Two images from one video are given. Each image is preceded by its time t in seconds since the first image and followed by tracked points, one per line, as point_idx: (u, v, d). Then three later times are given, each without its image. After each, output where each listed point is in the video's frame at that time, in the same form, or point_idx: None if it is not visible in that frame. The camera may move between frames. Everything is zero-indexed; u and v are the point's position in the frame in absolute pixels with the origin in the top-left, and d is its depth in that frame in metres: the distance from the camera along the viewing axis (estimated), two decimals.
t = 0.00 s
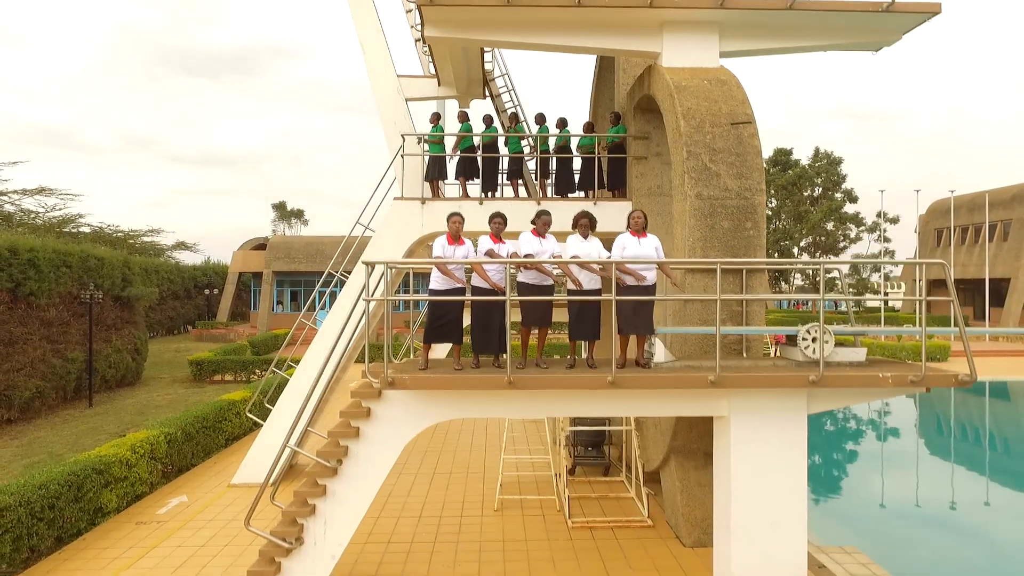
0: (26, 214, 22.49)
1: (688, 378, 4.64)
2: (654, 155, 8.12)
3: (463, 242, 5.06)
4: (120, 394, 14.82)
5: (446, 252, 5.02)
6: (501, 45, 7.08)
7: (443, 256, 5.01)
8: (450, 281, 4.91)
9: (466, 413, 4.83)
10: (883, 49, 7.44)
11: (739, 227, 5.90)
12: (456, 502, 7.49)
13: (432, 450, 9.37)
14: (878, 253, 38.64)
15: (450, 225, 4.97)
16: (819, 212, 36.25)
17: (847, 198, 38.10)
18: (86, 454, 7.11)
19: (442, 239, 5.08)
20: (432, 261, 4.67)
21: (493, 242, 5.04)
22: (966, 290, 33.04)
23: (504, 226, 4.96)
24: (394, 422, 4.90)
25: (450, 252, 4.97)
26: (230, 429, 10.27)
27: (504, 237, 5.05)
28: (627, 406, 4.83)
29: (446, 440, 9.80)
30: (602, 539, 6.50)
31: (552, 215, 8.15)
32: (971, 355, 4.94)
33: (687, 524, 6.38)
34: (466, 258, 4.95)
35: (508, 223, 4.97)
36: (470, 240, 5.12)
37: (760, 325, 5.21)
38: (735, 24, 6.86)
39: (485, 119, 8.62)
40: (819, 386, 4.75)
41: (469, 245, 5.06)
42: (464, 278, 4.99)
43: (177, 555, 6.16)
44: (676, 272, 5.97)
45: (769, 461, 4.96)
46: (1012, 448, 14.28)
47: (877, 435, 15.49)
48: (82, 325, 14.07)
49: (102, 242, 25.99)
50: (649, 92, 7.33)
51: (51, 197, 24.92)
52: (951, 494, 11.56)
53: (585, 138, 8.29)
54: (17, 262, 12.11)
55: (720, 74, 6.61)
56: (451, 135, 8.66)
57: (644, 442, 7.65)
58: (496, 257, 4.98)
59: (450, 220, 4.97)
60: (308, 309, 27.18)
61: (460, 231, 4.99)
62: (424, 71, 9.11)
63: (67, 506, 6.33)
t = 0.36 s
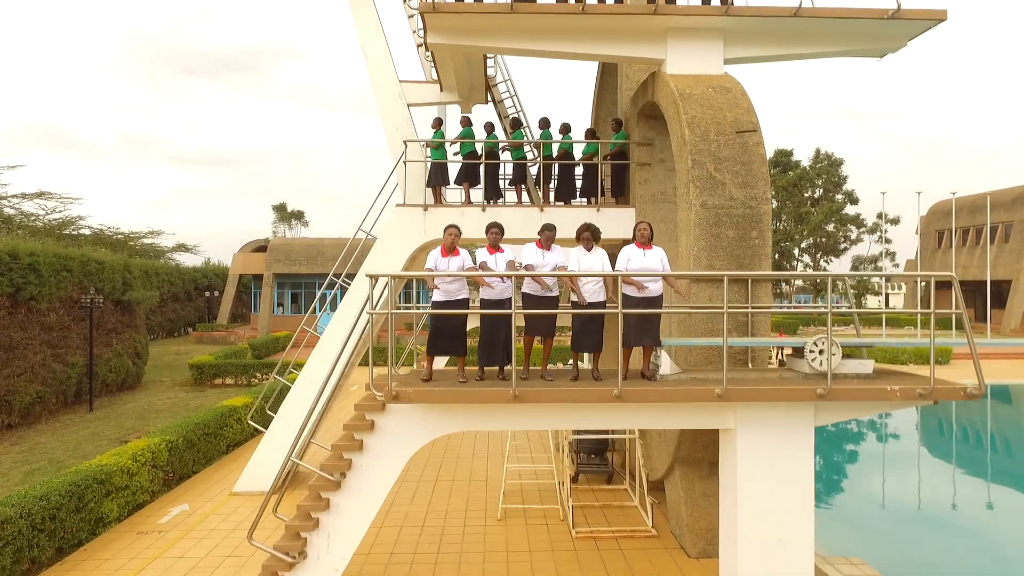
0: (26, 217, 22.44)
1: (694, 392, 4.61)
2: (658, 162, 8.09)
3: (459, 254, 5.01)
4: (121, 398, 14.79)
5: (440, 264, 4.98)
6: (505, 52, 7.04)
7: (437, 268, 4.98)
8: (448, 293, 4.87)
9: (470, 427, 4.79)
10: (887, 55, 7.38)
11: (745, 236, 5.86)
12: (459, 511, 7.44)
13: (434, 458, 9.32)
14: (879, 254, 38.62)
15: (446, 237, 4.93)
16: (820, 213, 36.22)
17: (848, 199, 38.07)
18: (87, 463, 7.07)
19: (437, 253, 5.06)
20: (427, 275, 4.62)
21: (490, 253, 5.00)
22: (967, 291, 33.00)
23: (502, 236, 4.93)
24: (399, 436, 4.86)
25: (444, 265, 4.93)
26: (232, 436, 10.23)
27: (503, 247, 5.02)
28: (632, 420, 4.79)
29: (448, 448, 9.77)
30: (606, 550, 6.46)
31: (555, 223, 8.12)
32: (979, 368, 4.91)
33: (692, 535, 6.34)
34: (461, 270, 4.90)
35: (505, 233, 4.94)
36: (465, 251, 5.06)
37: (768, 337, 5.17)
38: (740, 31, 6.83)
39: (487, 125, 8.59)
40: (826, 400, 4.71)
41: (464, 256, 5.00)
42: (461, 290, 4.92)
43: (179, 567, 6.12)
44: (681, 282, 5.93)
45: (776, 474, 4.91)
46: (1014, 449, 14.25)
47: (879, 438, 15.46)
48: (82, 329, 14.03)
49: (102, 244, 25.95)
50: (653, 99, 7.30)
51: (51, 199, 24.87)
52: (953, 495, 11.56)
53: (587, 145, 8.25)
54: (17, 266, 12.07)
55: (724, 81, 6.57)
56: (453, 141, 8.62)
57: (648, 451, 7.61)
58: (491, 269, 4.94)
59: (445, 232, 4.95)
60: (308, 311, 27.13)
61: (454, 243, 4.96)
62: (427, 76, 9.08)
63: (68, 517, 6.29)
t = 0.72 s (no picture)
0: (27, 220, 22.39)
1: (704, 410, 4.55)
2: (662, 170, 8.04)
3: (447, 271, 4.97)
4: (122, 403, 14.74)
5: (429, 284, 4.97)
6: (510, 61, 6.99)
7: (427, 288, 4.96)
8: (446, 310, 4.81)
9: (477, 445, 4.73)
10: (892, 63, 7.32)
11: (752, 249, 5.80)
12: (463, 523, 7.39)
13: (437, 467, 9.28)
14: (881, 256, 38.59)
15: (432, 255, 4.87)
16: (822, 215, 36.19)
17: (849, 201, 38.02)
18: (88, 475, 7.02)
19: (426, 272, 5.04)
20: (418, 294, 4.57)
21: (483, 269, 4.93)
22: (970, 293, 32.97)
23: (496, 252, 4.84)
24: (403, 452, 4.80)
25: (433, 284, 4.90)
26: (234, 444, 10.19)
27: (497, 263, 4.93)
28: (639, 437, 4.73)
29: (452, 457, 9.71)
30: (612, 563, 6.41)
31: (559, 232, 8.07)
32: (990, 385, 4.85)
33: (700, 549, 6.29)
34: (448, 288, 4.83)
35: (499, 248, 4.84)
36: (453, 267, 5.01)
37: (777, 352, 5.10)
38: (747, 40, 6.77)
39: (490, 133, 8.55)
40: (837, 418, 4.66)
41: (451, 273, 4.96)
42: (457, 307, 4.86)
43: None
44: (689, 295, 5.87)
45: (786, 492, 4.80)
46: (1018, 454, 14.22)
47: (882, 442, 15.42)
48: (83, 335, 13.97)
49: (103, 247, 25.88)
50: (658, 108, 7.25)
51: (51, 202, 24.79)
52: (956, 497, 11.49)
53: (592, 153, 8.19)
54: (18, 273, 12.01)
55: (731, 91, 6.53)
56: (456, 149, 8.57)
57: (653, 463, 7.56)
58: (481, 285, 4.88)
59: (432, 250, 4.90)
60: (309, 314, 27.07)
61: (442, 261, 4.90)
62: (430, 84, 9.03)
63: (69, 531, 6.23)
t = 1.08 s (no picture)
0: (28, 224, 22.36)
1: (715, 430, 4.51)
2: (668, 180, 8.01)
3: (450, 288, 4.91)
4: (125, 410, 14.72)
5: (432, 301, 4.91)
6: (516, 72, 6.95)
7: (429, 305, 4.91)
8: (448, 329, 4.74)
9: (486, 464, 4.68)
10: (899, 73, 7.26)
11: (761, 263, 5.76)
12: (469, 536, 7.34)
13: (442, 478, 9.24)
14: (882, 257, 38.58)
15: (434, 273, 4.82)
16: (824, 217, 36.20)
17: (851, 203, 38.00)
18: (92, 489, 6.99)
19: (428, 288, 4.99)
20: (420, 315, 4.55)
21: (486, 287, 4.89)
22: (972, 295, 32.94)
23: (500, 271, 4.79)
24: (411, 471, 4.73)
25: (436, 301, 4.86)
26: (237, 453, 10.16)
27: (501, 280, 4.89)
28: (649, 456, 4.68)
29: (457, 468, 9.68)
30: None
31: (565, 242, 8.04)
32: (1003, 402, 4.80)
33: (707, 564, 6.26)
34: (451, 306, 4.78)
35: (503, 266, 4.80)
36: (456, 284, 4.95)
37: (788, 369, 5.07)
38: (754, 50, 6.73)
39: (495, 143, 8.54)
40: (848, 437, 4.61)
41: (454, 290, 4.89)
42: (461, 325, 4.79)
43: None
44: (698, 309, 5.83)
45: (799, 513, 4.70)
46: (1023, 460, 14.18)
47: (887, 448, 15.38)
48: (85, 341, 13.94)
49: (104, 250, 25.86)
50: (665, 118, 7.21)
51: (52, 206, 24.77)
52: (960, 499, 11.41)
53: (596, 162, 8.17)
54: (20, 280, 11.99)
55: (739, 102, 6.49)
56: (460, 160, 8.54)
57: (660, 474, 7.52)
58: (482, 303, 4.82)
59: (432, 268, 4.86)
60: (311, 317, 27.04)
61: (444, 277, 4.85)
62: (435, 92, 9.01)
63: (74, 546, 6.20)
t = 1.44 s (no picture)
0: (30, 229, 22.37)
1: (723, 450, 4.52)
2: (673, 192, 8.05)
3: (473, 306, 4.90)
4: (128, 416, 14.72)
5: (454, 317, 4.89)
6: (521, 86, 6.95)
7: (451, 321, 4.89)
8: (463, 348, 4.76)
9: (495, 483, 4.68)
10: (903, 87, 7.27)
11: (768, 279, 5.77)
12: (474, 549, 7.33)
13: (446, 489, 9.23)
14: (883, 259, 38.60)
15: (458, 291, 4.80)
16: (824, 219, 36.24)
17: (851, 205, 38.05)
18: (98, 502, 7.00)
19: (451, 304, 4.96)
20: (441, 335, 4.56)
21: (504, 305, 4.88)
22: (972, 298, 32.97)
23: (516, 289, 4.79)
24: (420, 490, 4.72)
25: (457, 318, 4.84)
26: (240, 462, 10.16)
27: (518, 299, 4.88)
28: (657, 476, 4.68)
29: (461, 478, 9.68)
30: None
31: (570, 253, 8.05)
32: (1010, 420, 4.81)
33: None
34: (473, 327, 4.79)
35: (519, 284, 4.79)
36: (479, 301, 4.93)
37: (795, 388, 5.08)
38: (760, 64, 6.74)
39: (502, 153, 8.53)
40: (857, 457, 4.61)
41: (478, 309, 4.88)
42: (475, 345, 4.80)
43: None
44: (704, 325, 5.83)
45: (808, 532, 4.70)
46: None
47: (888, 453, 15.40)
48: (88, 348, 13.95)
49: (106, 254, 25.86)
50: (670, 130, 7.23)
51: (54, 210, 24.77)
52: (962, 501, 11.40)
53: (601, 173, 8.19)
54: (24, 288, 12.00)
55: (745, 116, 6.50)
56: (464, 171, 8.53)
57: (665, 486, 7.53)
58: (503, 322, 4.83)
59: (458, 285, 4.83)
60: (312, 320, 27.05)
61: (468, 295, 4.84)
62: (439, 103, 9.03)
63: (81, 561, 6.20)
